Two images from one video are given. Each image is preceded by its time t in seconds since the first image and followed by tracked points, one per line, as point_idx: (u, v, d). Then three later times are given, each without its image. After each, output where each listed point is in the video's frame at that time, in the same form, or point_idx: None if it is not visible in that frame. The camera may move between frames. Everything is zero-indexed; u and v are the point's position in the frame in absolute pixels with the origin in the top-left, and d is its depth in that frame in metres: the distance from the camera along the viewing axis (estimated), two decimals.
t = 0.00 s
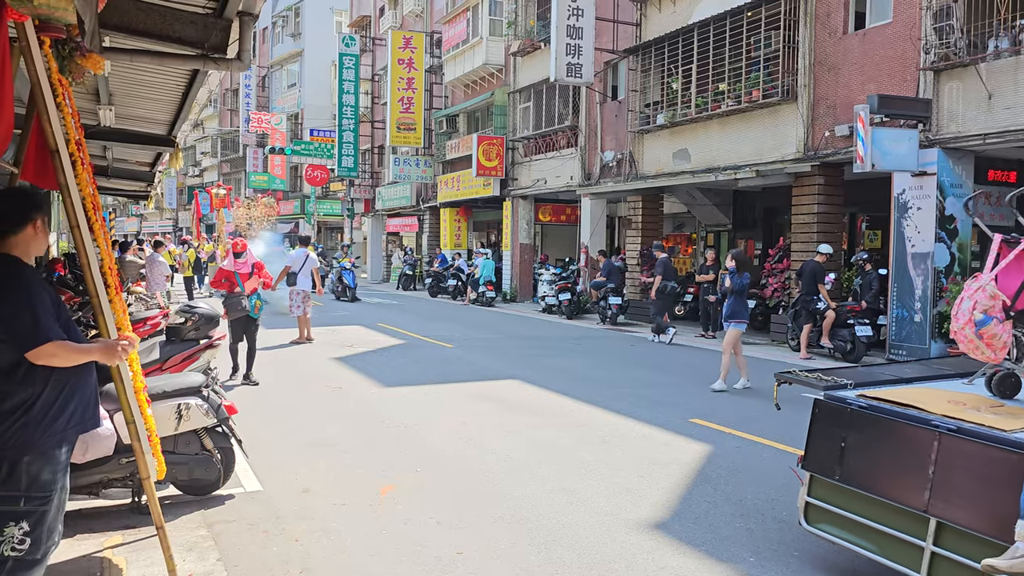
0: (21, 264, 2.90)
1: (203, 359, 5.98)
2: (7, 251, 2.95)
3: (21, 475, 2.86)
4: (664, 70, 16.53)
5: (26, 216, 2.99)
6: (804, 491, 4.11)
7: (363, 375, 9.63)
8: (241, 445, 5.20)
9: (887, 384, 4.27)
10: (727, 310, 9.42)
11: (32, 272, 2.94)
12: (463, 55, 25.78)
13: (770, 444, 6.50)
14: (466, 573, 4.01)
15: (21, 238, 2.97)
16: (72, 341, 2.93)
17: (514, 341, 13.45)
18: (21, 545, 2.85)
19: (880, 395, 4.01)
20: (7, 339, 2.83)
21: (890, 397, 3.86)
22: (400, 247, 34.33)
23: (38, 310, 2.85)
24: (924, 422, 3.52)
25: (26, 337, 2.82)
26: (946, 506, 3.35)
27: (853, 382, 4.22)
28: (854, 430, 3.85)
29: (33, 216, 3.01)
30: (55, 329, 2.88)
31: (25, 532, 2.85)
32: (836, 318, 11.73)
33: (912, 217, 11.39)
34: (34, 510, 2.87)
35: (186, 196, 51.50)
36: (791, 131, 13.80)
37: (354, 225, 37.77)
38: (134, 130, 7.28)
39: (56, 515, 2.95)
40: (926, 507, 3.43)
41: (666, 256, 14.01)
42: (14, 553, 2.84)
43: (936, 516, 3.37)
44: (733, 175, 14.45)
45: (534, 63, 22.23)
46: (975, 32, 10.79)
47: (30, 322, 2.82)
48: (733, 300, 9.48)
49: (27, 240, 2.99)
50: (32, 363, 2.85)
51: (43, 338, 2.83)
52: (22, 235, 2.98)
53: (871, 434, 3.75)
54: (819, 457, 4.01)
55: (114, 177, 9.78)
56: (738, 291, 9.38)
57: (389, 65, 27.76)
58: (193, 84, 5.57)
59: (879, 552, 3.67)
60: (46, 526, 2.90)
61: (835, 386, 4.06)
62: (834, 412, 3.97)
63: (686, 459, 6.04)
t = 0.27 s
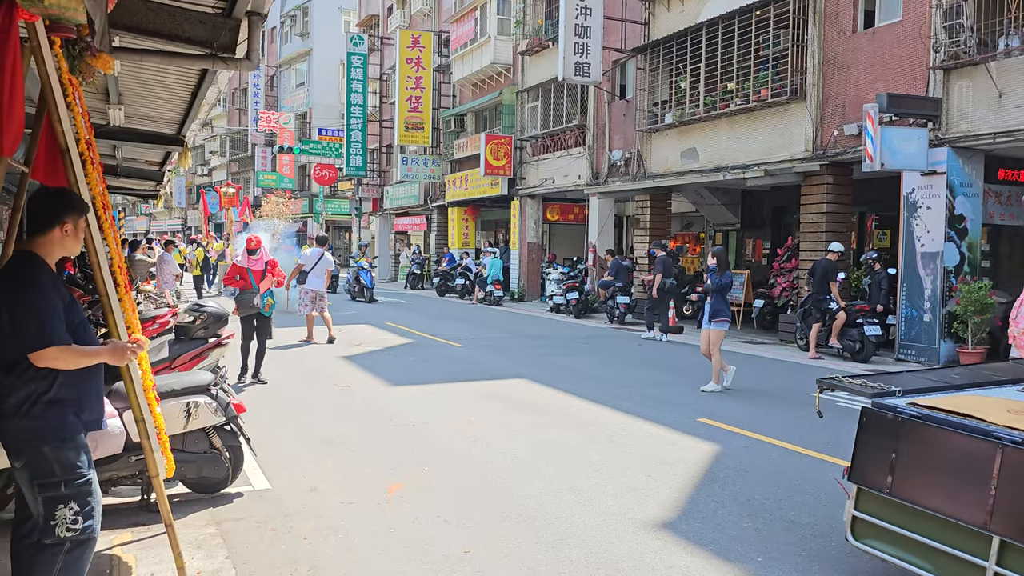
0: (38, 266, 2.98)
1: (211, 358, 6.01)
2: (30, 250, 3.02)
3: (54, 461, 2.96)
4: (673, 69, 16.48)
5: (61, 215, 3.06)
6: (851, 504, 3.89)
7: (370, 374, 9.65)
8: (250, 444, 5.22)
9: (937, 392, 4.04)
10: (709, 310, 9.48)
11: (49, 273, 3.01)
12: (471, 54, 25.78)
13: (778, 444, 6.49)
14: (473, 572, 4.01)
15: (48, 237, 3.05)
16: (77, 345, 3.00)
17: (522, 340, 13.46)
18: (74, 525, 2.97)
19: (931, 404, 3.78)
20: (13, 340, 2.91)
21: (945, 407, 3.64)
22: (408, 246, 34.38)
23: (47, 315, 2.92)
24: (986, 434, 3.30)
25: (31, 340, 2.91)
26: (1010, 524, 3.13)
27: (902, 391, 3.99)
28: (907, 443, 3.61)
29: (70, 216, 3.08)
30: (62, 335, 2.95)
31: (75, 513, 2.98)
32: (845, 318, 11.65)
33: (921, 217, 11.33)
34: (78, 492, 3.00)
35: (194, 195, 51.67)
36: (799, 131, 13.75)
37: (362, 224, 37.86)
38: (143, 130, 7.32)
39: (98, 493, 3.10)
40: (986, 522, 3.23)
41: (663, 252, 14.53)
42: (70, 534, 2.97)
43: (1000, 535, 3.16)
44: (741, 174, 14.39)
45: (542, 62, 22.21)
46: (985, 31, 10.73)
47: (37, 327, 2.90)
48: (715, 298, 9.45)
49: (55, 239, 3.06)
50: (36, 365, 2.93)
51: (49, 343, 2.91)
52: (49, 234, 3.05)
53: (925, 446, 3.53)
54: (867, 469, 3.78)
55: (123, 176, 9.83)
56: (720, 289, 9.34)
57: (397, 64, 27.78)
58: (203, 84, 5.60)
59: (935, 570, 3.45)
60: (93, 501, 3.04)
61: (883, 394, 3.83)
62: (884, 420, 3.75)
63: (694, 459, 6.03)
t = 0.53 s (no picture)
0: (53, 266, 2.98)
1: (217, 356, 6.01)
2: (50, 250, 3.02)
3: (58, 465, 2.99)
4: (678, 67, 16.44)
5: (78, 213, 3.02)
6: (897, 518, 3.68)
7: (375, 372, 9.66)
8: (255, 442, 5.23)
9: (989, 398, 3.78)
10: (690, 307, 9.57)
11: (66, 274, 3.01)
12: (476, 53, 25.78)
13: (784, 443, 6.47)
14: (477, 571, 4.01)
15: (65, 237, 3.02)
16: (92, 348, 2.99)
17: (526, 338, 13.45)
18: (70, 531, 3.02)
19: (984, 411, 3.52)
20: (29, 342, 2.94)
21: (1000, 416, 3.38)
22: (413, 245, 34.40)
23: (59, 318, 2.92)
24: None
25: (44, 343, 2.92)
26: None
27: (951, 397, 3.72)
28: (961, 455, 3.37)
29: (87, 213, 3.05)
30: (75, 338, 2.95)
31: (72, 519, 3.02)
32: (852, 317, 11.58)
33: (927, 216, 11.28)
34: (76, 499, 3.02)
35: (199, 194, 51.76)
36: (805, 129, 13.71)
37: (367, 222, 37.90)
38: (149, 129, 7.34)
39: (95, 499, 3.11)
40: None
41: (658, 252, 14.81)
42: (65, 540, 3.01)
43: None
44: (747, 172, 14.35)
45: (547, 60, 22.20)
46: (992, 29, 10.69)
47: (48, 330, 2.91)
48: (691, 297, 9.60)
49: (71, 238, 3.03)
50: (52, 369, 2.94)
51: (60, 346, 2.91)
52: (66, 234, 3.03)
53: (978, 461, 3.29)
54: (913, 481, 3.56)
55: (129, 175, 9.85)
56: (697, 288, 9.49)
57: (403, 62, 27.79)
58: (209, 83, 5.61)
59: None
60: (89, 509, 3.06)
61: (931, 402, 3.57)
62: (933, 431, 3.50)
63: (698, 457, 6.02)
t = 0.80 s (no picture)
0: (71, 267, 2.90)
1: (220, 355, 6.02)
2: (60, 250, 2.94)
3: (84, 467, 2.92)
4: (682, 66, 16.41)
5: (87, 211, 2.96)
6: (946, 534, 3.54)
7: (378, 371, 9.67)
8: (258, 441, 5.24)
9: None
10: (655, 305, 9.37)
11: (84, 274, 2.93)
12: (480, 52, 25.78)
13: (787, 442, 6.47)
14: (481, 570, 4.01)
15: (76, 236, 2.95)
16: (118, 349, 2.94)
17: (530, 338, 13.45)
18: (93, 533, 2.96)
19: None
20: (53, 348, 2.86)
21: None
22: (416, 244, 34.42)
23: (84, 321, 2.85)
24: None
25: (70, 348, 2.84)
26: None
27: (1001, 403, 3.55)
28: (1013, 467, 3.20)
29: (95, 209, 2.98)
30: (101, 340, 2.88)
31: (96, 521, 2.96)
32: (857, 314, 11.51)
33: (932, 214, 11.24)
34: (101, 501, 2.96)
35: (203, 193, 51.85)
36: (809, 127, 13.68)
37: (371, 222, 37.93)
38: (153, 128, 7.37)
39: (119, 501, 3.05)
40: None
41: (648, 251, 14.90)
42: (88, 543, 2.95)
43: None
44: (750, 171, 14.32)
45: (550, 59, 22.19)
46: (996, 27, 10.66)
47: (74, 334, 2.83)
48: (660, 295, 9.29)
49: (82, 237, 2.96)
50: (79, 373, 2.87)
51: (87, 350, 2.84)
52: (76, 232, 2.95)
53: None
54: (963, 493, 3.42)
55: (134, 174, 9.88)
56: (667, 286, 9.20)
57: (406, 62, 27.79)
58: (212, 82, 5.62)
59: None
60: (113, 512, 3.00)
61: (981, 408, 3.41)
62: (984, 441, 3.33)
63: (701, 457, 6.02)
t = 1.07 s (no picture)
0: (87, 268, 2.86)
1: (223, 354, 6.03)
2: (71, 251, 2.89)
3: (95, 467, 2.90)
4: (683, 64, 16.37)
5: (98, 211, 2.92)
6: (997, 550, 3.34)
7: (380, 370, 9.67)
8: (260, 440, 5.25)
9: None
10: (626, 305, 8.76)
11: (98, 275, 2.89)
12: (481, 50, 25.76)
13: (789, 440, 6.46)
14: (482, 569, 4.00)
15: (87, 236, 2.91)
16: (134, 350, 2.91)
17: (532, 336, 13.45)
18: (101, 534, 2.92)
19: None
20: (72, 349, 2.81)
21: None
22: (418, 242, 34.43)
23: (105, 322, 2.82)
24: None
25: (91, 349, 2.80)
26: None
27: None
28: None
29: (107, 209, 2.95)
30: (122, 341, 2.86)
31: (104, 522, 2.92)
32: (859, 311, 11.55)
33: (935, 212, 11.22)
34: (110, 501, 2.93)
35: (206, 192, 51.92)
36: (811, 126, 13.65)
37: (372, 220, 37.94)
38: (155, 127, 7.37)
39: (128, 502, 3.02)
40: None
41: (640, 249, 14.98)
42: (95, 543, 2.91)
43: None
44: (753, 169, 14.30)
45: (552, 57, 22.17)
46: (1000, 24, 10.61)
47: (97, 336, 2.80)
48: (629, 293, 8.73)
49: (93, 238, 2.93)
50: (98, 375, 2.84)
51: (110, 351, 2.81)
52: (88, 233, 2.91)
53: None
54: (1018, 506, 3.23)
55: (137, 173, 9.89)
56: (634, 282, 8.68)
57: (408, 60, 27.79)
58: (213, 81, 5.62)
59: None
60: (122, 513, 2.97)
61: None
62: None
63: (703, 455, 6.01)
